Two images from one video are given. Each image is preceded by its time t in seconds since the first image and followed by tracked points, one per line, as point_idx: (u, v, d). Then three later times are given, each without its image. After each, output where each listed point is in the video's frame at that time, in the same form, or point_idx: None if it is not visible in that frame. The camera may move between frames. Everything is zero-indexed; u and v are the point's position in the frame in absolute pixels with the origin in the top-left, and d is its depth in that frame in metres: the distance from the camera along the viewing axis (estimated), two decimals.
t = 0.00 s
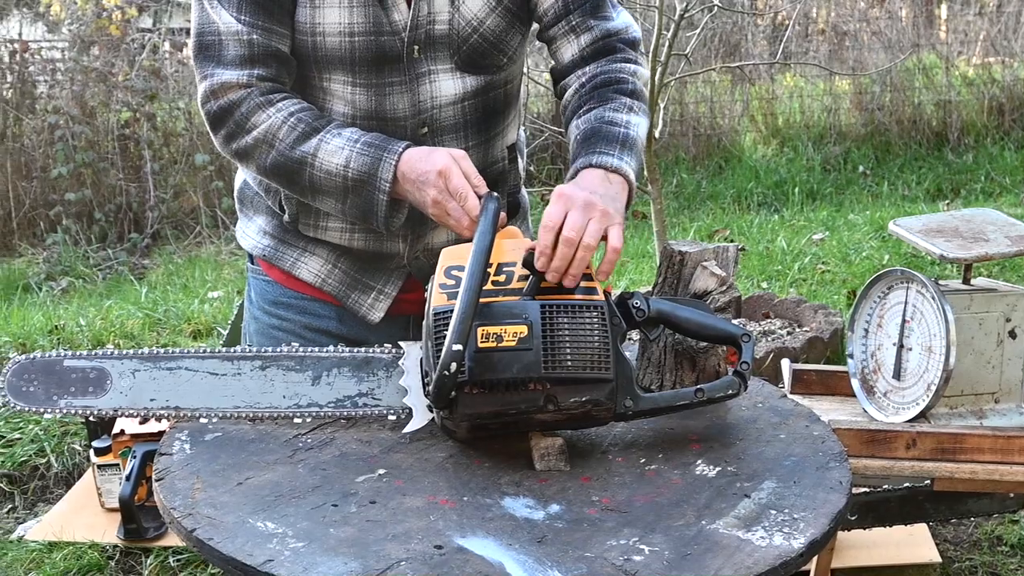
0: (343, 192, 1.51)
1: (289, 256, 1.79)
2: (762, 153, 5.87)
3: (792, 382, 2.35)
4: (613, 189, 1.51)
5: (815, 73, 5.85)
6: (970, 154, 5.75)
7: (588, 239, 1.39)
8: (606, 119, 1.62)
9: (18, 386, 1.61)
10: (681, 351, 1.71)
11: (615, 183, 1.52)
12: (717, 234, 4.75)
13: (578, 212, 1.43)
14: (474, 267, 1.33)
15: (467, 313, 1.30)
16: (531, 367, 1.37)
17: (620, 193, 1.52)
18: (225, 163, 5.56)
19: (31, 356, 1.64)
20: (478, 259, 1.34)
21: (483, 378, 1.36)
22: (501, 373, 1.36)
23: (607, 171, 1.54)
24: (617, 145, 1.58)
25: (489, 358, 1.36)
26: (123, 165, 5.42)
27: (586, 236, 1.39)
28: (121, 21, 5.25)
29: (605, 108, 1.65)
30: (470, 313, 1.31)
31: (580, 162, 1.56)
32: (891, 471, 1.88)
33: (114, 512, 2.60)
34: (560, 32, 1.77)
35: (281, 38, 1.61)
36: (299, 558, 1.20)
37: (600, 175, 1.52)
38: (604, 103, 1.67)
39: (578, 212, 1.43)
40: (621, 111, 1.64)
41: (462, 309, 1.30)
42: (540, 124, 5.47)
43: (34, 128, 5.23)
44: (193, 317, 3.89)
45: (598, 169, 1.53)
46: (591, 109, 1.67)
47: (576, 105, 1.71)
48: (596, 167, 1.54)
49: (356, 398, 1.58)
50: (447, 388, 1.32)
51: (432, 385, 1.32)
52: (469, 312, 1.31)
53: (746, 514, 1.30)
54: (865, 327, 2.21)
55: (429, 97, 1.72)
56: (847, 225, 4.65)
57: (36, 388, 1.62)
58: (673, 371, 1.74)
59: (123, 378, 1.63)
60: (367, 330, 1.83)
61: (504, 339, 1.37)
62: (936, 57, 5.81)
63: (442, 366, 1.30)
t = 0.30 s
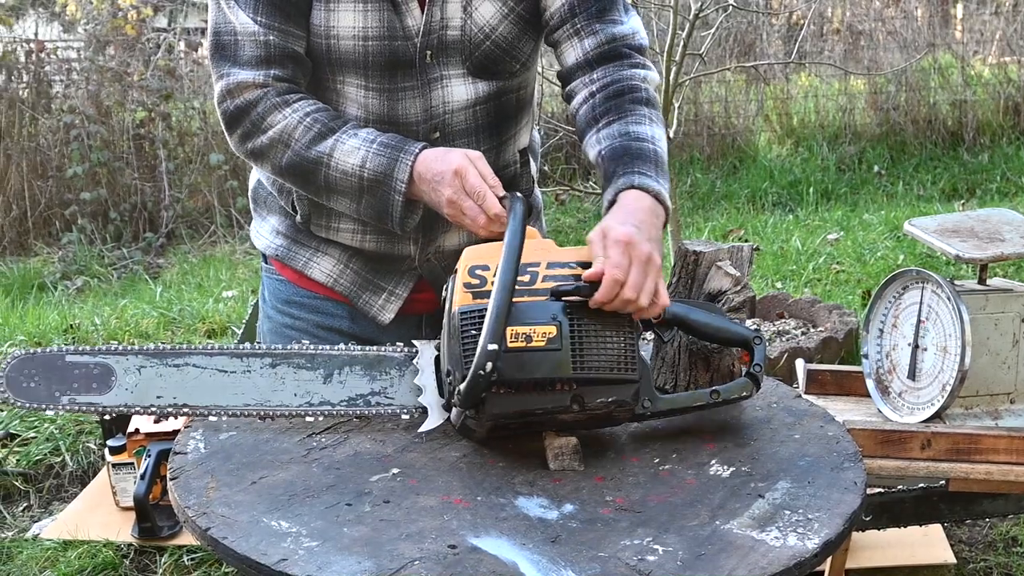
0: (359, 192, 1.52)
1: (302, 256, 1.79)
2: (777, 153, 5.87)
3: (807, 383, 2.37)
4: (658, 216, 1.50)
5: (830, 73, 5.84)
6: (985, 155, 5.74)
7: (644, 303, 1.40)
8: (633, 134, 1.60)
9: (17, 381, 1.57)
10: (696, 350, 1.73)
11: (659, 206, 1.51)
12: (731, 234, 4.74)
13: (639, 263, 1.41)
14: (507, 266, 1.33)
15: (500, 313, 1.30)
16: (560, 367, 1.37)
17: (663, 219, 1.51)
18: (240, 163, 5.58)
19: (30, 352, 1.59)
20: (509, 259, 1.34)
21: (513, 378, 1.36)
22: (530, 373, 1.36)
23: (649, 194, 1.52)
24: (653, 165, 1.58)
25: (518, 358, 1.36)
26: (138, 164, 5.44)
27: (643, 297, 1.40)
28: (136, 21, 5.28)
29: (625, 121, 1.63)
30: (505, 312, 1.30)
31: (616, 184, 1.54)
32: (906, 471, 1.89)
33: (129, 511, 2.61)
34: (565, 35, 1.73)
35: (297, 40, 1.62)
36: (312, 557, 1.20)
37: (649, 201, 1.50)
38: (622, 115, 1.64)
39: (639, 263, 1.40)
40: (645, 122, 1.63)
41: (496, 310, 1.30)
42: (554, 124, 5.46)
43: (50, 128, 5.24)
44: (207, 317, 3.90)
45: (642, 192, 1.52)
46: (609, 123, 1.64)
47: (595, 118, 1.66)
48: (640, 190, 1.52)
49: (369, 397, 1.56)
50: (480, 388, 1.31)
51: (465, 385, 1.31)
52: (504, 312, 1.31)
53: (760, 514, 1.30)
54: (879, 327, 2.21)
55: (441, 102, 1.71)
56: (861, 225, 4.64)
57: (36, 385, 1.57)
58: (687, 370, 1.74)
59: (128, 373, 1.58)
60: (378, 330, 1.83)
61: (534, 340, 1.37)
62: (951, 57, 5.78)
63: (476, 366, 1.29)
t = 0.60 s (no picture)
0: (357, 193, 1.52)
1: (303, 256, 1.79)
2: (778, 153, 5.88)
3: (808, 383, 2.38)
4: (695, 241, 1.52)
5: (830, 73, 5.84)
6: (986, 154, 5.74)
7: (680, 330, 1.42)
8: (666, 154, 1.60)
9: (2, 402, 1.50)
10: (696, 350, 1.73)
11: (695, 231, 1.52)
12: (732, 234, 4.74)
13: (686, 293, 1.42)
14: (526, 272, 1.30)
15: (522, 320, 1.28)
16: (577, 370, 1.38)
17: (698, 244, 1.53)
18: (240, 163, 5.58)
19: (12, 370, 1.51)
20: (526, 261, 1.31)
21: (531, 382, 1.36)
22: (547, 377, 1.36)
23: (686, 216, 1.53)
24: (686, 185, 1.58)
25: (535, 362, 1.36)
26: (139, 164, 5.44)
27: (682, 324, 1.42)
28: (137, 20, 5.28)
29: (655, 140, 1.62)
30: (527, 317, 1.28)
31: (653, 207, 1.54)
32: (907, 471, 1.90)
33: (130, 510, 2.61)
34: (586, 49, 1.71)
35: (305, 41, 1.62)
36: (313, 557, 1.20)
37: (687, 226, 1.52)
38: (651, 133, 1.63)
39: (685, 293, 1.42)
40: (674, 141, 1.63)
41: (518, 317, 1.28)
42: (555, 124, 5.46)
43: (51, 127, 5.24)
44: (208, 316, 3.90)
45: (679, 215, 1.53)
46: (638, 141, 1.63)
47: (623, 134, 1.66)
48: (677, 213, 1.53)
49: (367, 402, 1.53)
50: (503, 395, 1.29)
51: (489, 392, 1.29)
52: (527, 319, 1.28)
53: (761, 514, 1.29)
54: (879, 327, 2.21)
55: (446, 108, 1.71)
56: (862, 225, 4.64)
57: (23, 405, 1.50)
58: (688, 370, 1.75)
59: (118, 390, 1.50)
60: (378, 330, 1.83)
61: (549, 343, 1.37)
62: (952, 57, 5.78)
63: (503, 375, 1.27)
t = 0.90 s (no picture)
0: (366, 195, 1.52)
1: (309, 256, 1.80)
2: (779, 153, 5.86)
3: (809, 383, 2.38)
4: (700, 248, 1.52)
5: (832, 72, 5.84)
6: (988, 154, 5.73)
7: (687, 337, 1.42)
8: (670, 160, 1.59)
9: (5, 389, 1.49)
10: (698, 350, 1.74)
11: (699, 237, 1.53)
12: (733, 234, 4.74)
13: (697, 303, 1.42)
14: (530, 278, 1.30)
15: (525, 327, 1.28)
16: (578, 376, 1.38)
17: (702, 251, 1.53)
18: (242, 163, 5.59)
19: (16, 357, 1.50)
20: (532, 263, 1.31)
21: (532, 387, 1.36)
22: (549, 382, 1.37)
23: (689, 223, 1.53)
24: (690, 192, 1.58)
25: (537, 367, 1.36)
26: (140, 164, 5.44)
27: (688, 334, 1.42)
28: (139, 20, 5.27)
29: (659, 146, 1.61)
30: (530, 323, 1.28)
31: (657, 214, 1.54)
32: (908, 472, 1.90)
33: (131, 510, 2.61)
34: (595, 55, 1.71)
35: (319, 42, 1.62)
36: (314, 557, 1.20)
37: (692, 233, 1.52)
38: (656, 139, 1.63)
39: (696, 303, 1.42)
40: (680, 148, 1.62)
41: (521, 321, 1.28)
42: (556, 124, 5.46)
43: (52, 127, 5.24)
44: (209, 316, 3.89)
45: (684, 222, 1.53)
46: (643, 147, 1.62)
47: (628, 140, 1.65)
48: (681, 220, 1.53)
49: (370, 398, 1.53)
50: (504, 400, 1.30)
51: (489, 397, 1.30)
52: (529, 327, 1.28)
53: (762, 514, 1.29)
54: (881, 327, 2.21)
55: (456, 113, 1.71)
56: (864, 225, 4.63)
57: (26, 392, 1.50)
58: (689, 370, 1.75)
59: (121, 380, 1.51)
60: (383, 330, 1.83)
61: (552, 348, 1.37)
62: (954, 56, 5.78)
63: (503, 380, 1.27)
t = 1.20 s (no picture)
0: (378, 196, 1.52)
1: (317, 255, 1.80)
2: (783, 153, 5.85)
3: (812, 382, 2.37)
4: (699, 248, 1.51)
5: (835, 72, 5.83)
6: (991, 154, 5.73)
7: (683, 342, 1.40)
8: (669, 160, 1.59)
9: (26, 366, 1.56)
10: (702, 350, 1.74)
11: (700, 237, 1.52)
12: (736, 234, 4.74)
13: (693, 307, 1.41)
14: (519, 275, 1.30)
15: (511, 321, 1.27)
16: (569, 374, 1.37)
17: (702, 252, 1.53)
18: (245, 163, 5.59)
19: (38, 338, 1.56)
20: (524, 262, 1.31)
21: (522, 384, 1.36)
22: (540, 379, 1.37)
23: (688, 223, 1.52)
24: (690, 192, 1.57)
25: (527, 363, 1.37)
26: (144, 164, 5.44)
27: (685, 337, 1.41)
28: (142, 20, 5.27)
29: (659, 147, 1.61)
30: (515, 319, 1.28)
31: (656, 215, 1.54)
32: (911, 471, 1.90)
33: (135, 510, 2.61)
34: (597, 56, 1.70)
35: (331, 44, 1.62)
36: (318, 557, 1.20)
37: (690, 233, 1.51)
38: (655, 140, 1.62)
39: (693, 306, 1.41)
40: (679, 148, 1.62)
41: (505, 317, 1.28)
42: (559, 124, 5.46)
43: (55, 127, 5.25)
44: (212, 317, 3.89)
45: (682, 222, 1.52)
46: (642, 148, 1.62)
47: (627, 142, 1.64)
48: (680, 220, 1.52)
49: (376, 393, 1.54)
50: (488, 393, 1.30)
51: (474, 390, 1.30)
52: (517, 321, 1.28)
53: (766, 514, 1.29)
54: (884, 327, 2.22)
55: (465, 115, 1.71)
56: (867, 225, 4.63)
57: (44, 372, 1.56)
58: (693, 370, 1.75)
59: (135, 364, 1.56)
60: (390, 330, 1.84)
61: (543, 346, 1.37)
62: (957, 56, 5.78)
63: (485, 375, 1.28)
